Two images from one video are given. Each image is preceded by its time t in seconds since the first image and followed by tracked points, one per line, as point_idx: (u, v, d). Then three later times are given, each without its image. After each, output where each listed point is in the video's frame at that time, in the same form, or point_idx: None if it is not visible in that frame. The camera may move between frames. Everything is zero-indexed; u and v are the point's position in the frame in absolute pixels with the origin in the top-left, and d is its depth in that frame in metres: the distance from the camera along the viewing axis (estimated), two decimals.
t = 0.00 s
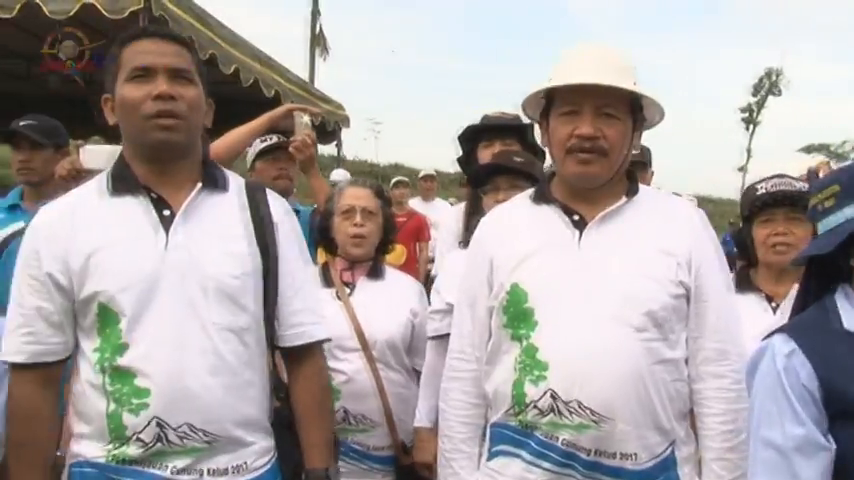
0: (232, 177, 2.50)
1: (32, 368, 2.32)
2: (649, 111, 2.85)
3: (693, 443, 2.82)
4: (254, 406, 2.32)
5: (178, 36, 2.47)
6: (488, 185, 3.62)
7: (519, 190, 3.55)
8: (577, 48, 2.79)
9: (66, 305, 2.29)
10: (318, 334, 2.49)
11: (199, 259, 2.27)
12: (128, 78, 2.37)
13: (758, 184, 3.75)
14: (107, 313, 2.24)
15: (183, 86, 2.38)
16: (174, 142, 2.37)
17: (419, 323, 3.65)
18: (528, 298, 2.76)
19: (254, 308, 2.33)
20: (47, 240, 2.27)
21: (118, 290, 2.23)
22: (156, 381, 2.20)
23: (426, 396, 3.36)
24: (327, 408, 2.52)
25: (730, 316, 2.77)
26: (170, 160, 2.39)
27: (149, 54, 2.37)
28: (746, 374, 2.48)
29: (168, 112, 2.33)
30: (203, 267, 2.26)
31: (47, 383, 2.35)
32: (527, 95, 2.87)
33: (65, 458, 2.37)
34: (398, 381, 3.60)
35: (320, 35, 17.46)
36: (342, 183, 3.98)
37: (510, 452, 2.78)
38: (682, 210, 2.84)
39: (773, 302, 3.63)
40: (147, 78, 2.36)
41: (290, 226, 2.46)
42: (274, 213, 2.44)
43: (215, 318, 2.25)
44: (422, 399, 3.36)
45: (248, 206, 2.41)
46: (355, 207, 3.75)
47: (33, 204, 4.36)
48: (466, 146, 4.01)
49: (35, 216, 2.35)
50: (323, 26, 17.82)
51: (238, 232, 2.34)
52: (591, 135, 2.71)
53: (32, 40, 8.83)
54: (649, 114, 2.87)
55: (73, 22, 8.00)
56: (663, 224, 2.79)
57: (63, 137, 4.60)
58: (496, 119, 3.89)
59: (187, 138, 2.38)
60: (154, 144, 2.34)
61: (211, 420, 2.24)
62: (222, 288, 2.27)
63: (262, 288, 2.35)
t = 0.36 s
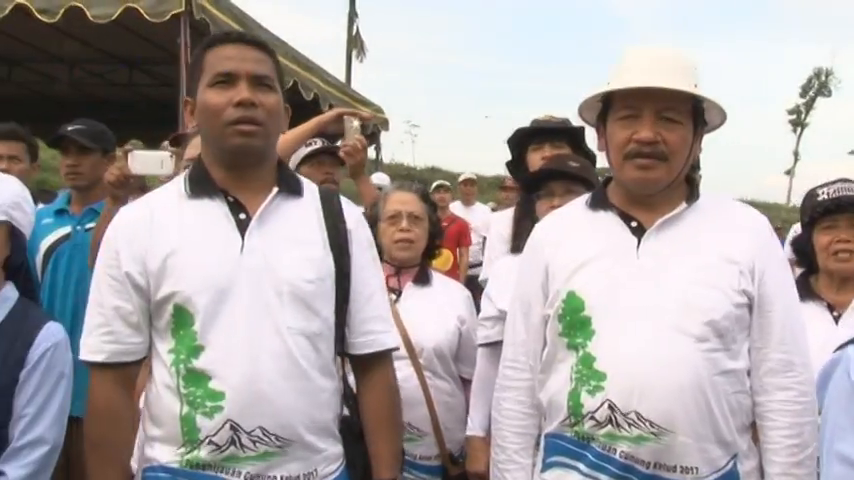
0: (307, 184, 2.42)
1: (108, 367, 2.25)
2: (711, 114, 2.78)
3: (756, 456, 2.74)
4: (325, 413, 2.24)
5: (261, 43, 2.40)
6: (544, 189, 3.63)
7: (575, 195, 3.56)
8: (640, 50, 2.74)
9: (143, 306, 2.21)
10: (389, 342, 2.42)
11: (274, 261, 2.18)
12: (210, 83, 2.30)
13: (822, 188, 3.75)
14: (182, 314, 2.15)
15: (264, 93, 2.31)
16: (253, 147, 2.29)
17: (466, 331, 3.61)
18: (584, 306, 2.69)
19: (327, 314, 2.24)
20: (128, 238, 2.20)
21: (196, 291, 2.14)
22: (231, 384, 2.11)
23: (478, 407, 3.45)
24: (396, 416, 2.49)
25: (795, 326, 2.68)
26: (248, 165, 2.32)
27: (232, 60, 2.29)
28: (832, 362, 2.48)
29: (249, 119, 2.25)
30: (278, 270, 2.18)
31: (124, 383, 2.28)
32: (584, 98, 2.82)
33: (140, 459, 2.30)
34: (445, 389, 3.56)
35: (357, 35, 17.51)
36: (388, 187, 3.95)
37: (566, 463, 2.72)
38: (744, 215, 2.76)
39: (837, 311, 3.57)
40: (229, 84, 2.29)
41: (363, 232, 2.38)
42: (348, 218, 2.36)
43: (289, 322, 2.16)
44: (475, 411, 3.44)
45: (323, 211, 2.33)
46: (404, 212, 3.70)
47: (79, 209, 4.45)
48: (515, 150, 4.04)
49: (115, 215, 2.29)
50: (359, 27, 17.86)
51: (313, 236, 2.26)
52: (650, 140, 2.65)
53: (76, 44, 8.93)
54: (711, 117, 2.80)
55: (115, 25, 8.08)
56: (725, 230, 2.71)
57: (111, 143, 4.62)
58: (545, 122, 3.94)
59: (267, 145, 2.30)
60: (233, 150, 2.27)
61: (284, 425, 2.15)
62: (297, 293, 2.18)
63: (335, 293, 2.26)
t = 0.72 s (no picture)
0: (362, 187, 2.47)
1: (167, 363, 2.26)
2: (754, 110, 2.73)
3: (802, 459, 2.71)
4: (377, 414, 2.33)
5: (323, 42, 2.38)
6: (582, 188, 3.71)
7: (614, 193, 3.64)
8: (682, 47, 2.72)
9: (200, 304, 2.25)
10: (439, 348, 2.47)
11: (330, 264, 2.23)
12: (271, 82, 2.30)
13: None
14: (239, 314, 2.20)
15: (324, 95, 2.30)
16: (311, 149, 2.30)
17: (500, 333, 3.62)
18: (625, 306, 2.66)
19: (380, 318, 2.31)
20: (186, 237, 2.24)
21: (253, 291, 2.19)
22: (288, 385, 2.18)
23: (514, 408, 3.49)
24: (445, 421, 2.49)
25: (842, 326, 2.64)
26: (305, 166, 2.33)
27: (295, 61, 2.28)
28: None
29: (309, 121, 2.25)
30: (333, 273, 2.23)
31: (182, 381, 2.29)
32: (625, 95, 2.79)
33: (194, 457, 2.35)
34: (479, 391, 3.57)
35: (378, 35, 17.53)
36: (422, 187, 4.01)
37: (606, 465, 2.70)
38: (790, 214, 2.71)
39: None
40: (290, 85, 2.28)
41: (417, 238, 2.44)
42: (401, 222, 2.42)
43: (344, 325, 2.23)
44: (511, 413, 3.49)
45: (378, 214, 2.38)
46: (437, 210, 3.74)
47: (110, 210, 4.53)
48: (547, 148, 4.09)
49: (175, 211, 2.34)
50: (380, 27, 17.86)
51: (369, 240, 2.31)
52: (693, 138, 2.60)
53: (102, 46, 8.99)
54: (754, 113, 2.75)
55: (142, 28, 8.13)
56: (769, 229, 2.67)
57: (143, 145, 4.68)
58: (579, 121, 3.95)
59: (325, 147, 2.30)
60: (292, 152, 2.28)
61: (338, 427, 2.23)
62: (353, 295, 2.24)
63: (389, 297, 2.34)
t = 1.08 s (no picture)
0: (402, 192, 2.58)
1: (208, 366, 2.36)
2: (788, 110, 2.73)
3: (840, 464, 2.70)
4: (416, 419, 2.39)
5: (366, 45, 2.46)
6: (613, 189, 3.70)
7: (646, 195, 3.62)
8: (716, 46, 2.71)
9: (241, 305, 2.34)
10: (478, 355, 2.60)
11: (370, 269, 2.33)
12: (315, 85, 2.38)
13: None
14: (280, 317, 2.29)
15: (367, 97, 2.38)
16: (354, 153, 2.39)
17: (530, 335, 3.78)
18: (659, 308, 2.65)
19: (419, 323, 2.40)
20: (229, 239, 2.34)
21: (293, 295, 2.28)
22: (327, 389, 2.25)
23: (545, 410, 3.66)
24: (484, 425, 2.62)
25: None
26: (346, 167, 2.43)
27: (339, 64, 2.36)
28: None
29: (351, 123, 2.33)
30: (374, 278, 2.33)
31: (225, 382, 2.38)
32: (658, 96, 2.79)
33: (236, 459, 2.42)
34: (510, 394, 3.72)
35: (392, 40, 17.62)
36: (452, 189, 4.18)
37: (640, 468, 2.68)
38: (826, 215, 2.71)
39: None
40: (333, 88, 2.36)
41: (455, 247, 2.55)
42: (441, 229, 2.52)
43: (384, 329, 2.32)
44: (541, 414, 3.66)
45: (418, 222, 2.49)
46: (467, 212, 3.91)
47: (138, 215, 4.60)
48: (573, 151, 4.10)
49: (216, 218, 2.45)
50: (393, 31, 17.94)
51: (410, 246, 2.42)
52: (727, 139, 2.60)
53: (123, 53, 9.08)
54: (788, 113, 2.75)
55: (163, 35, 8.20)
56: (805, 230, 2.66)
57: (168, 148, 4.76)
58: (606, 123, 3.95)
59: (366, 148, 2.39)
60: (334, 153, 2.37)
61: (377, 431, 2.29)
62: (392, 300, 2.34)
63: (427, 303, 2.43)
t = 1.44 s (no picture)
0: (432, 196, 2.57)
1: (237, 369, 2.34)
2: (821, 115, 2.71)
3: None
4: (447, 424, 2.39)
5: (402, 50, 2.48)
6: (639, 194, 3.69)
7: (672, 200, 3.61)
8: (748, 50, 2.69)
9: (272, 309, 2.33)
10: (508, 360, 2.59)
11: (401, 273, 2.33)
12: (350, 88, 2.40)
13: None
14: (311, 320, 2.28)
15: (401, 102, 2.40)
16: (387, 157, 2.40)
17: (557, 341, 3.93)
18: (689, 313, 2.63)
19: (450, 328, 2.39)
20: (260, 243, 2.34)
21: (325, 299, 2.27)
22: (359, 394, 2.24)
23: (569, 413, 3.76)
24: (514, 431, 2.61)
25: None
26: (378, 171, 2.43)
27: (374, 67, 2.39)
28: None
29: (385, 127, 2.35)
30: (405, 282, 2.32)
31: (253, 386, 2.36)
32: (689, 101, 2.78)
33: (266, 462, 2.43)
34: (536, 400, 3.87)
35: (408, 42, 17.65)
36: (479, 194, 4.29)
37: (670, 474, 2.67)
38: None
39: None
40: (368, 92, 2.38)
41: (486, 251, 2.55)
42: (472, 234, 2.52)
43: (414, 334, 2.31)
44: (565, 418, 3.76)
45: (448, 226, 2.48)
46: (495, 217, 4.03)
47: (164, 217, 4.76)
48: (597, 154, 4.10)
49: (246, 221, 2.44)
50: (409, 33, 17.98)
51: (440, 250, 2.42)
52: (760, 143, 2.58)
53: (143, 57, 9.18)
54: (821, 118, 2.73)
55: (182, 39, 8.27)
56: (838, 236, 2.64)
57: (194, 151, 4.95)
58: (630, 128, 3.96)
59: (398, 152, 2.40)
60: (367, 156, 2.38)
61: (408, 437, 2.28)
62: (423, 305, 2.33)
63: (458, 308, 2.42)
